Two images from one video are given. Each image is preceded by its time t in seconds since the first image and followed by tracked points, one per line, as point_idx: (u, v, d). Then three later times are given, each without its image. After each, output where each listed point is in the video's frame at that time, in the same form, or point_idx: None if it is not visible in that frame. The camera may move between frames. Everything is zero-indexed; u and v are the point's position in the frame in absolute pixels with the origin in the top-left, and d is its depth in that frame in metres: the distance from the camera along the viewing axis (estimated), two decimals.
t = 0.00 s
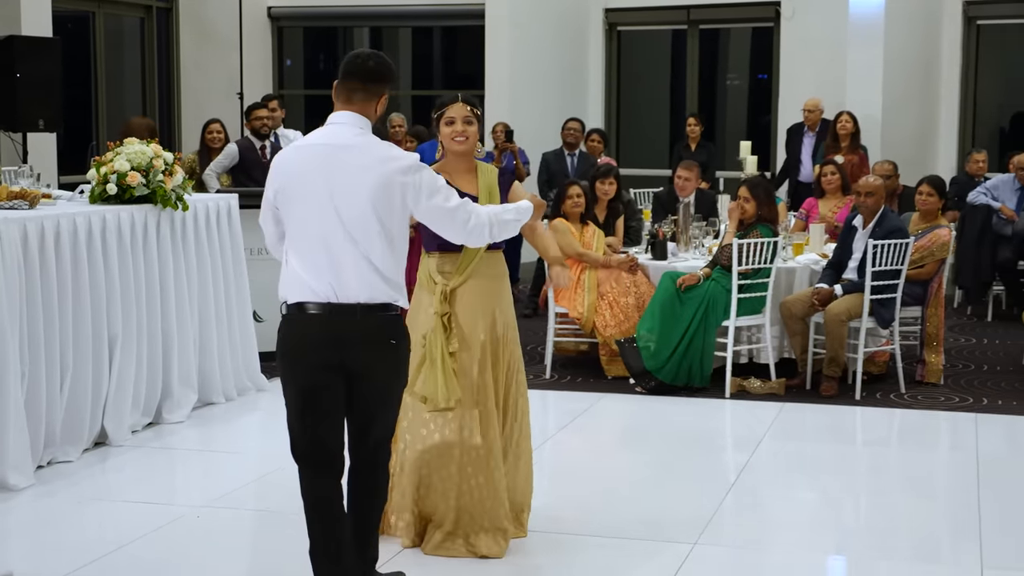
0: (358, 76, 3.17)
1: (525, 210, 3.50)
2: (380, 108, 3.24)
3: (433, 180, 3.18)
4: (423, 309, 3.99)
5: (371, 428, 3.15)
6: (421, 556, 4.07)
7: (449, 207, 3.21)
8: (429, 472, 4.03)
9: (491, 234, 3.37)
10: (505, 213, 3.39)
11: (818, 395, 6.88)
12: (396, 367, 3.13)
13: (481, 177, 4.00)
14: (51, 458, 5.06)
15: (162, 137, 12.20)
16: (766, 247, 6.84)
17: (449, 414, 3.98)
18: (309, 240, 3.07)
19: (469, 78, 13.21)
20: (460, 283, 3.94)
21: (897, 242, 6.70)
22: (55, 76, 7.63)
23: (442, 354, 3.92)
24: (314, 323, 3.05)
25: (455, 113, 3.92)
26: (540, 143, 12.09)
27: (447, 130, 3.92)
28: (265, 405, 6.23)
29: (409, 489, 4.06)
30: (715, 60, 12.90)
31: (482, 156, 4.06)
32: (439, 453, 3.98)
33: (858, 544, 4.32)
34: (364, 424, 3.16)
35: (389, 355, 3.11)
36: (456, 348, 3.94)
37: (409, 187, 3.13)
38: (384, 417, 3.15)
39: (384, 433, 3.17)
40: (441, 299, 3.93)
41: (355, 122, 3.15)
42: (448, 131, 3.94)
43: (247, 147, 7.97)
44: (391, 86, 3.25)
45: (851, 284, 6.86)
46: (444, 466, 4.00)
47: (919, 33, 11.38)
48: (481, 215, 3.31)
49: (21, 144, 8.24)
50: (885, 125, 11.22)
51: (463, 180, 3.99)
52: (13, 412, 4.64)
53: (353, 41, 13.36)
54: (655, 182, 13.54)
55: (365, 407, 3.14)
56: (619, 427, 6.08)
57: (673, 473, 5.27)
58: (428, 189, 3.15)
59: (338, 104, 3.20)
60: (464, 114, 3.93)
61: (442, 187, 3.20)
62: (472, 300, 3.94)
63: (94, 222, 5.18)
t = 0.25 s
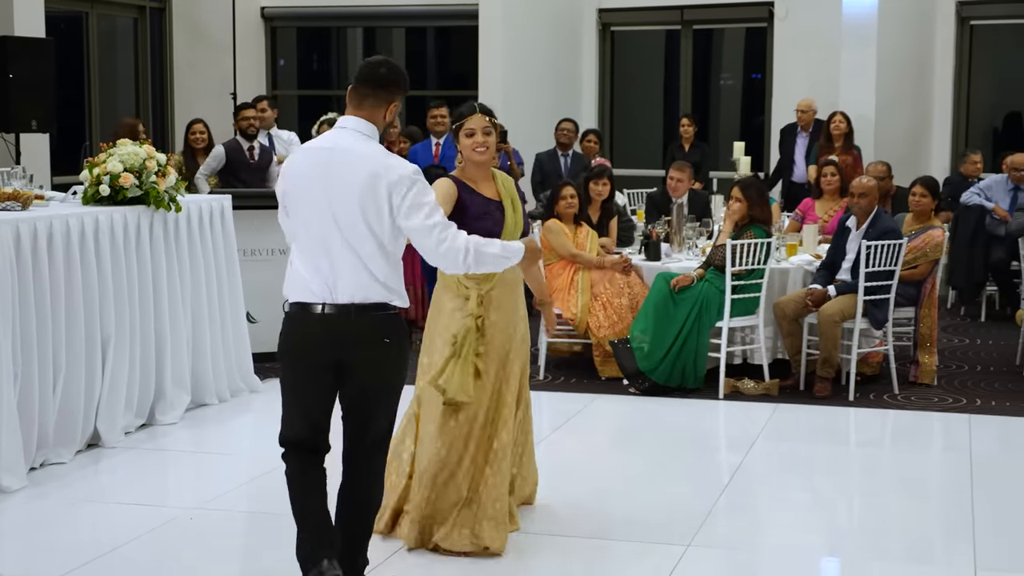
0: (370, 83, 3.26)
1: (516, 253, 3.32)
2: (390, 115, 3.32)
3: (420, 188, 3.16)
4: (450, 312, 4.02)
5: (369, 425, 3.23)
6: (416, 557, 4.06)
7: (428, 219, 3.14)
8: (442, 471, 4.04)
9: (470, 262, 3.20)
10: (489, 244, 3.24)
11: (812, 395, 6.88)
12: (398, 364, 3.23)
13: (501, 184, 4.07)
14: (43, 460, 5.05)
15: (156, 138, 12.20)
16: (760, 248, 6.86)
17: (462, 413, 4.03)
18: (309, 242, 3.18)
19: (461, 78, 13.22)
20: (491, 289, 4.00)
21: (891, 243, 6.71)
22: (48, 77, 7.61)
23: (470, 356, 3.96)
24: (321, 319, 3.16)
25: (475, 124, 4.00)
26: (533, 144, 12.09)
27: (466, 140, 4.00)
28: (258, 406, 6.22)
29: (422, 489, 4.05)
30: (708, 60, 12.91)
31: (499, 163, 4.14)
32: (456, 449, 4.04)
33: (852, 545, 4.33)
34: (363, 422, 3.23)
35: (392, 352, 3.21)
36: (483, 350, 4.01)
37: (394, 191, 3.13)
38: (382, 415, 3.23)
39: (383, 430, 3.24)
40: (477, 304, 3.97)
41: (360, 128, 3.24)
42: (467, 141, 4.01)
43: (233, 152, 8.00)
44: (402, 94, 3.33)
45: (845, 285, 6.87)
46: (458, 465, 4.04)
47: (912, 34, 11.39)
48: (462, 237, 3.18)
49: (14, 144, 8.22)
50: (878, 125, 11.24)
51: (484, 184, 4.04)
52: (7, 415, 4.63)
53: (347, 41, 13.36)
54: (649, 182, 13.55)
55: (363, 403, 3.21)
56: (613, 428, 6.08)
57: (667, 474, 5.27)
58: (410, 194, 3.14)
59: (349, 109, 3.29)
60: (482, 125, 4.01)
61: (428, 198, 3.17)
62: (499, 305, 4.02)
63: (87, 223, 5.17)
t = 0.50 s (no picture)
0: (383, 84, 3.39)
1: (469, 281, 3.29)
2: (404, 114, 3.45)
3: (406, 184, 3.24)
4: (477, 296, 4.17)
5: (369, 424, 3.33)
6: (412, 558, 4.06)
7: (399, 214, 3.20)
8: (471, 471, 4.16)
9: (424, 267, 3.20)
10: (445, 257, 3.23)
11: (808, 396, 6.88)
12: (394, 364, 3.33)
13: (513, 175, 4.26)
14: (39, 461, 5.04)
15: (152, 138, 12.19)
16: (757, 248, 6.87)
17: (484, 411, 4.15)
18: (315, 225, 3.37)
19: (458, 78, 13.21)
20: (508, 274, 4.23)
21: (887, 243, 6.72)
22: (44, 76, 7.60)
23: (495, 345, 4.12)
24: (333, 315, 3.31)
25: (487, 121, 4.16)
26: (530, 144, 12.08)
27: (481, 137, 4.17)
28: (255, 407, 6.21)
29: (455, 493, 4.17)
30: (704, 60, 12.91)
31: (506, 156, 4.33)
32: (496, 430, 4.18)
33: (848, 546, 4.33)
34: (364, 422, 3.33)
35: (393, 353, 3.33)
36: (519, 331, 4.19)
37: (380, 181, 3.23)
38: (384, 415, 3.35)
39: (380, 431, 3.35)
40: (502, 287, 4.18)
41: (373, 127, 3.37)
42: (481, 138, 4.18)
43: (218, 153, 8.19)
44: (417, 93, 3.45)
45: (841, 286, 6.87)
46: (487, 462, 4.17)
47: (909, 34, 11.40)
48: (425, 239, 3.21)
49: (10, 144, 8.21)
50: (875, 125, 11.25)
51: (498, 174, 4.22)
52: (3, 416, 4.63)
53: (343, 41, 13.34)
54: (646, 183, 13.55)
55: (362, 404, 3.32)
56: (610, 429, 6.08)
57: (664, 474, 5.27)
58: (393, 186, 3.22)
59: (363, 109, 3.42)
60: (494, 122, 4.17)
61: (411, 196, 3.24)
62: (518, 289, 4.26)
63: (83, 224, 5.16)
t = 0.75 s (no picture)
0: (404, 85, 3.45)
1: (432, 286, 3.24)
2: (426, 115, 3.50)
3: (397, 177, 3.25)
4: (484, 286, 4.30)
5: (377, 419, 3.40)
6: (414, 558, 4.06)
7: (380, 204, 3.22)
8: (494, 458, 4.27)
9: (392, 259, 3.19)
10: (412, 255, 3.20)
11: (810, 396, 6.87)
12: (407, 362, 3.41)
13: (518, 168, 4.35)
14: (41, 461, 5.04)
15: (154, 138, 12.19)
16: (758, 248, 6.87)
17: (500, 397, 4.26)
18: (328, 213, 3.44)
19: (460, 78, 13.21)
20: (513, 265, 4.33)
21: (889, 243, 6.71)
22: (46, 76, 7.60)
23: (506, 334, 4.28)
24: (354, 309, 3.36)
25: (495, 117, 4.22)
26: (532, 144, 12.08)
27: (487, 133, 4.23)
28: (256, 407, 6.21)
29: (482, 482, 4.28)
30: (706, 59, 12.90)
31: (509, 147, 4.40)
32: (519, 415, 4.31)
33: (850, 546, 4.33)
34: (371, 416, 3.40)
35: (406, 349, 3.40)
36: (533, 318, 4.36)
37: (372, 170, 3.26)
38: (394, 413, 3.42)
39: (389, 423, 3.42)
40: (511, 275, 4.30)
41: (389, 124, 3.39)
42: (487, 134, 4.23)
43: (207, 156, 8.19)
44: (437, 95, 3.52)
45: (843, 286, 6.86)
46: (506, 449, 4.28)
47: (911, 33, 11.38)
48: (397, 233, 3.21)
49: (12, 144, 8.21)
50: (877, 125, 11.24)
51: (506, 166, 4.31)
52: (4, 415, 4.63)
53: (345, 41, 13.34)
54: (648, 183, 13.53)
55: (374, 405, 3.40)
56: (611, 429, 6.08)
57: (666, 474, 5.27)
58: (382, 176, 3.24)
59: (384, 110, 3.47)
60: (502, 118, 4.23)
61: (397, 189, 3.24)
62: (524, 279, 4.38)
63: (85, 224, 5.17)
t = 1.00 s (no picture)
0: (422, 85, 3.44)
1: (429, 278, 3.21)
2: (442, 114, 3.49)
3: (399, 169, 3.27)
4: (483, 282, 4.32)
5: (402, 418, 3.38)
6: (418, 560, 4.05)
7: (381, 196, 3.24)
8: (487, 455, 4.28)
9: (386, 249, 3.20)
10: (407, 245, 3.20)
11: (814, 396, 6.86)
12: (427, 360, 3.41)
13: (526, 169, 4.38)
14: (44, 462, 5.04)
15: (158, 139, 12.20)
16: (762, 248, 6.85)
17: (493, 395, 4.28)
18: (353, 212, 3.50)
19: (463, 78, 13.21)
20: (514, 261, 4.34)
21: (893, 243, 6.69)
22: (50, 77, 7.61)
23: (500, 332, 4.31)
24: (373, 304, 3.37)
25: (502, 117, 4.27)
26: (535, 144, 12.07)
27: (494, 132, 4.28)
28: (259, 407, 6.21)
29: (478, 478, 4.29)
30: (710, 59, 12.89)
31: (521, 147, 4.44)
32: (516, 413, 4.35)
33: (854, 547, 4.32)
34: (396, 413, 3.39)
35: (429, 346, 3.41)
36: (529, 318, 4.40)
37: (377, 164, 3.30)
38: (421, 410, 3.40)
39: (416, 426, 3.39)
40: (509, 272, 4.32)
41: (403, 120, 3.42)
42: (494, 133, 4.29)
43: (202, 156, 8.20)
44: (454, 94, 3.50)
45: (847, 286, 6.85)
46: (500, 447, 4.30)
47: (916, 33, 11.36)
48: (393, 224, 3.21)
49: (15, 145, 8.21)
50: (881, 124, 11.23)
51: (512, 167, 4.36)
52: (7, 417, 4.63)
53: (349, 41, 13.34)
54: (652, 183, 13.53)
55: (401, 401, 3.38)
56: (615, 429, 6.07)
57: (669, 475, 5.26)
58: (384, 169, 3.27)
59: (401, 109, 3.47)
60: (509, 118, 4.27)
61: (398, 181, 3.26)
62: (524, 277, 4.40)
63: (88, 225, 5.17)
